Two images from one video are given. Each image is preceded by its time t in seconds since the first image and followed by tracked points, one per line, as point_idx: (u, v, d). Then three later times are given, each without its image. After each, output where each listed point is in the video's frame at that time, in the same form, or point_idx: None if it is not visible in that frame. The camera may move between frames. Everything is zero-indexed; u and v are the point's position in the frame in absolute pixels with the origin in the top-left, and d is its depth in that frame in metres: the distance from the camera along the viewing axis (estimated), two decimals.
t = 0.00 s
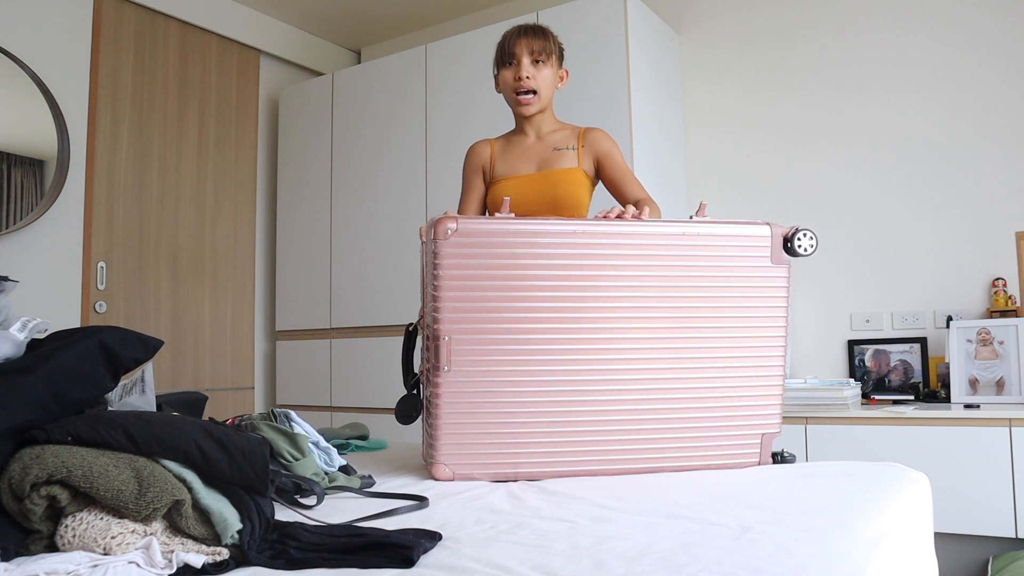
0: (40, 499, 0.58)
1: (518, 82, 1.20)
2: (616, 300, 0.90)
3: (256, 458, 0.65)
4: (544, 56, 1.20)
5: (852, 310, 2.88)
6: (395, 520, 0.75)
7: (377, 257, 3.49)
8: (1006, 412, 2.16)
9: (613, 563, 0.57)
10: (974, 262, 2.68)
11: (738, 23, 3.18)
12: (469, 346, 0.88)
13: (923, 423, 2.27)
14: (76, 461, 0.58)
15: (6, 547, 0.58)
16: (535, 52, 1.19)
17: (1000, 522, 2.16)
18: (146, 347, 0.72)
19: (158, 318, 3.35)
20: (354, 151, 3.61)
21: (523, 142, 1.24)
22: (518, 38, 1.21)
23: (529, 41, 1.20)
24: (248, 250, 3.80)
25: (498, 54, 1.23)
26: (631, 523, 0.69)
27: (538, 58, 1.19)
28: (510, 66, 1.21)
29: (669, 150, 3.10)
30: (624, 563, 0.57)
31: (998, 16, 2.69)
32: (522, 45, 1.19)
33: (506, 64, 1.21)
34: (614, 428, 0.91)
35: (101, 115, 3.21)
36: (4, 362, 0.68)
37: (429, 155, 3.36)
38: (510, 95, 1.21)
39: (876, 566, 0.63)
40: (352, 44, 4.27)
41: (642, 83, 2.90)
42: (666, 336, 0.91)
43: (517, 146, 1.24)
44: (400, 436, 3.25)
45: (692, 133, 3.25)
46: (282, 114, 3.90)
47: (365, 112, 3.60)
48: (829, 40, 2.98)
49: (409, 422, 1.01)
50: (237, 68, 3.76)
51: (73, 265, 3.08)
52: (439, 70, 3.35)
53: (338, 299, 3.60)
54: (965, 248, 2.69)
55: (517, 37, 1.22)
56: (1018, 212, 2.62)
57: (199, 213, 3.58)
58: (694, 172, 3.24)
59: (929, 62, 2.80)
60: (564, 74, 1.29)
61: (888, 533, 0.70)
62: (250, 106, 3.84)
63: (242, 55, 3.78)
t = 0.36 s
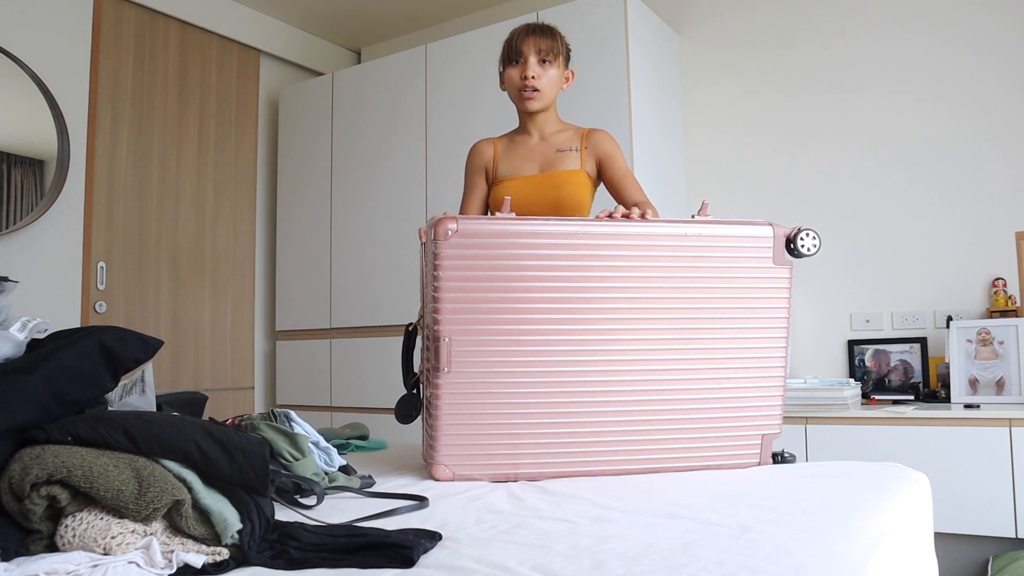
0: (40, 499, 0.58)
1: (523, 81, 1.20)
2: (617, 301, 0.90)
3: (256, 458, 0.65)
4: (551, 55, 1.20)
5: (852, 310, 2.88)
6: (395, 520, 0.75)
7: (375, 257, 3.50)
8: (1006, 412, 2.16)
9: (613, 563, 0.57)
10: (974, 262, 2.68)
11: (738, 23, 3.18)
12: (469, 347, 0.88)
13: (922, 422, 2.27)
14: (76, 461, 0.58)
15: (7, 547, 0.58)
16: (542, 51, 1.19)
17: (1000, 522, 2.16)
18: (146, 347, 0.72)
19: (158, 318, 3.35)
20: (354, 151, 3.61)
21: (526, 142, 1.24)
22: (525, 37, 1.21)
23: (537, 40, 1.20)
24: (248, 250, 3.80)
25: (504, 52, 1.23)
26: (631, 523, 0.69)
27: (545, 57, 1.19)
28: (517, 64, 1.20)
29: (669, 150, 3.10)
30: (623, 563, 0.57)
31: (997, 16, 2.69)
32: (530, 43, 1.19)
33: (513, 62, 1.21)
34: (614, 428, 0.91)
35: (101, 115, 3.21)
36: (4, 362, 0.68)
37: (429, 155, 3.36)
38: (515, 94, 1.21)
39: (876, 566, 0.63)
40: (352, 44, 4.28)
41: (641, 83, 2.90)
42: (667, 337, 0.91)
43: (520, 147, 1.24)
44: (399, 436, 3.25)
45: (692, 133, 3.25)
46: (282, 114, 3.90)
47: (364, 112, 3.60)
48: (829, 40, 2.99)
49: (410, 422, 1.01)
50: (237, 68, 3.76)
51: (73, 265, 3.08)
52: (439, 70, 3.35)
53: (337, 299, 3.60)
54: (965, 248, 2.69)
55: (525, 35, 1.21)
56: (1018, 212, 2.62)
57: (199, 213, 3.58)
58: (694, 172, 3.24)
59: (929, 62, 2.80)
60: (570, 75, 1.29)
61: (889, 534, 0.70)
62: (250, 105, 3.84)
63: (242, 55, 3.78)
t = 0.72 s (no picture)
0: (40, 499, 0.58)
1: (518, 80, 1.20)
2: (616, 299, 0.90)
3: (256, 458, 0.65)
4: (548, 54, 1.20)
5: (852, 310, 2.88)
6: (394, 520, 0.75)
7: (374, 257, 3.50)
8: (1006, 412, 2.16)
9: (613, 563, 0.57)
10: (974, 262, 2.68)
11: (739, 23, 3.18)
12: (469, 345, 0.88)
13: (922, 423, 2.27)
14: (76, 462, 0.58)
15: (7, 547, 0.59)
16: (537, 50, 1.19)
17: (1001, 522, 2.16)
18: (146, 348, 0.72)
19: (159, 318, 3.35)
20: (354, 151, 3.61)
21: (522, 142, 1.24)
22: (522, 35, 1.20)
23: (533, 39, 1.20)
24: (248, 250, 3.80)
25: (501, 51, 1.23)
26: (631, 523, 0.69)
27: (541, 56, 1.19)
28: (512, 63, 1.20)
29: (669, 150, 3.10)
30: (623, 563, 0.57)
31: (998, 16, 2.69)
32: (526, 42, 1.19)
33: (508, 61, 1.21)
34: (614, 427, 0.91)
35: (102, 116, 3.21)
36: (4, 362, 0.67)
37: (429, 155, 3.36)
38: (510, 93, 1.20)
39: (877, 566, 0.63)
40: (352, 44, 4.27)
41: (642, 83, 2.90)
42: (666, 337, 0.91)
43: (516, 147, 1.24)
44: (399, 436, 3.25)
45: (692, 133, 3.25)
46: (282, 114, 3.90)
47: (364, 112, 3.60)
48: (829, 40, 2.99)
49: (409, 422, 1.01)
50: (237, 68, 3.76)
51: (73, 265, 3.08)
52: (439, 70, 3.35)
53: (337, 299, 3.60)
54: (965, 248, 2.69)
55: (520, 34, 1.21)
56: (1018, 212, 2.62)
57: (199, 213, 3.58)
58: (694, 172, 3.24)
59: (929, 63, 2.80)
60: (566, 76, 1.28)
61: (889, 534, 0.70)
62: (250, 105, 3.84)
63: (242, 55, 3.78)
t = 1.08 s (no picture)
0: (40, 499, 0.58)
1: (522, 83, 1.19)
2: (617, 298, 0.90)
3: (256, 458, 0.65)
4: (550, 58, 1.20)
5: (852, 310, 2.88)
6: (394, 520, 0.75)
7: (374, 257, 3.50)
8: (1006, 412, 2.17)
9: (614, 563, 0.57)
10: (974, 262, 2.68)
11: (739, 23, 3.18)
12: (470, 343, 0.88)
13: (922, 423, 2.27)
14: (76, 462, 0.58)
15: (7, 547, 0.59)
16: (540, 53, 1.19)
17: (1001, 522, 2.16)
18: (146, 348, 0.71)
19: (159, 318, 3.35)
20: (354, 152, 3.61)
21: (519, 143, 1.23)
22: (523, 38, 1.19)
23: (535, 42, 1.19)
24: (248, 250, 3.80)
25: (498, 52, 1.21)
26: (631, 523, 0.69)
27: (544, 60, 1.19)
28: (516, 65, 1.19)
29: (669, 150, 3.10)
30: (623, 563, 0.57)
31: (998, 16, 2.69)
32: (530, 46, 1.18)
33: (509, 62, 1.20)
34: (613, 427, 0.91)
35: (102, 116, 3.21)
36: (4, 362, 0.67)
37: (429, 155, 3.36)
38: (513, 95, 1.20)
39: (876, 565, 0.63)
40: (351, 44, 4.27)
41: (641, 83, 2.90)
42: (666, 337, 0.91)
43: (512, 148, 1.23)
44: (399, 436, 3.25)
45: (692, 133, 3.25)
46: (282, 114, 3.90)
47: (364, 112, 3.60)
48: (828, 40, 2.99)
49: (409, 421, 1.01)
50: (237, 68, 3.76)
51: (73, 265, 3.08)
52: (439, 70, 3.35)
53: (337, 299, 3.61)
54: (965, 248, 2.69)
55: (521, 36, 1.20)
56: (1018, 212, 2.62)
57: (199, 213, 3.58)
58: (694, 172, 3.24)
59: (929, 63, 2.80)
60: (562, 80, 1.27)
61: (888, 533, 0.70)
62: (250, 105, 3.84)
63: (242, 55, 3.78)
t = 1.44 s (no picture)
0: (40, 499, 0.58)
1: (534, 87, 1.18)
2: (617, 296, 0.90)
3: (256, 458, 0.65)
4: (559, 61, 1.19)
5: (852, 310, 2.87)
6: (394, 520, 0.75)
7: (374, 257, 3.50)
8: (1006, 412, 2.16)
9: (613, 563, 0.57)
10: (974, 262, 2.68)
11: (739, 23, 3.18)
12: (470, 341, 0.88)
13: (922, 423, 2.27)
14: (76, 461, 0.58)
15: (7, 547, 0.59)
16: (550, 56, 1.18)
17: (1001, 521, 2.16)
18: (146, 347, 0.71)
19: (159, 318, 3.35)
20: (354, 151, 3.61)
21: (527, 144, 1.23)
22: (534, 40, 1.18)
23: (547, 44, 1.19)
24: (248, 250, 3.80)
25: (508, 54, 1.19)
26: (631, 523, 0.69)
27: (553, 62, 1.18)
28: (528, 69, 1.18)
29: (669, 150, 3.10)
30: (623, 562, 0.57)
31: (998, 17, 2.69)
32: (542, 47, 1.17)
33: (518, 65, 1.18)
34: (613, 425, 0.91)
35: (102, 116, 3.21)
36: (4, 362, 0.67)
37: (429, 155, 3.36)
38: (524, 98, 1.18)
39: (877, 566, 0.63)
40: (352, 44, 4.27)
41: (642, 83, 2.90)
42: (665, 335, 0.91)
43: (519, 149, 1.23)
44: (399, 436, 3.25)
45: (692, 133, 3.25)
46: (282, 114, 3.89)
47: (364, 112, 3.60)
48: (828, 40, 2.99)
49: (410, 425, 1.01)
50: (237, 68, 3.76)
51: (73, 265, 3.08)
52: (439, 70, 3.35)
53: (338, 299, 3.60)
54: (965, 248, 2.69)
55: (531, 37, 1.19)
56: (1018, 212, 2.62)
57: (199, 213, 3.57)
58: (694, 172, 3.24)
59: (929, 63, 2.80)
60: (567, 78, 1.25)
61: (888, 534, 0.70)
62: (250, 105, 3.84)
63: (242, 55, 3.78)
